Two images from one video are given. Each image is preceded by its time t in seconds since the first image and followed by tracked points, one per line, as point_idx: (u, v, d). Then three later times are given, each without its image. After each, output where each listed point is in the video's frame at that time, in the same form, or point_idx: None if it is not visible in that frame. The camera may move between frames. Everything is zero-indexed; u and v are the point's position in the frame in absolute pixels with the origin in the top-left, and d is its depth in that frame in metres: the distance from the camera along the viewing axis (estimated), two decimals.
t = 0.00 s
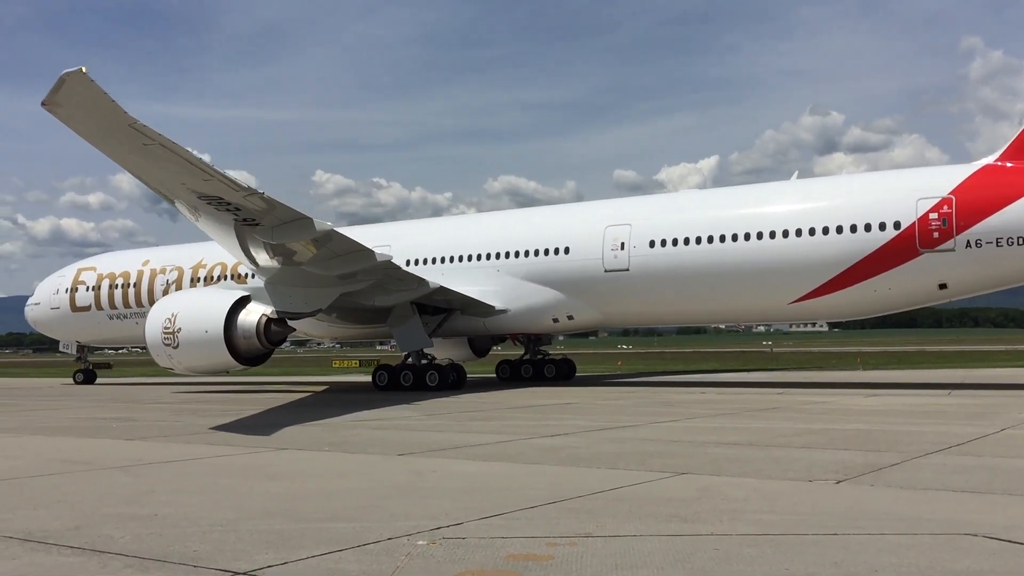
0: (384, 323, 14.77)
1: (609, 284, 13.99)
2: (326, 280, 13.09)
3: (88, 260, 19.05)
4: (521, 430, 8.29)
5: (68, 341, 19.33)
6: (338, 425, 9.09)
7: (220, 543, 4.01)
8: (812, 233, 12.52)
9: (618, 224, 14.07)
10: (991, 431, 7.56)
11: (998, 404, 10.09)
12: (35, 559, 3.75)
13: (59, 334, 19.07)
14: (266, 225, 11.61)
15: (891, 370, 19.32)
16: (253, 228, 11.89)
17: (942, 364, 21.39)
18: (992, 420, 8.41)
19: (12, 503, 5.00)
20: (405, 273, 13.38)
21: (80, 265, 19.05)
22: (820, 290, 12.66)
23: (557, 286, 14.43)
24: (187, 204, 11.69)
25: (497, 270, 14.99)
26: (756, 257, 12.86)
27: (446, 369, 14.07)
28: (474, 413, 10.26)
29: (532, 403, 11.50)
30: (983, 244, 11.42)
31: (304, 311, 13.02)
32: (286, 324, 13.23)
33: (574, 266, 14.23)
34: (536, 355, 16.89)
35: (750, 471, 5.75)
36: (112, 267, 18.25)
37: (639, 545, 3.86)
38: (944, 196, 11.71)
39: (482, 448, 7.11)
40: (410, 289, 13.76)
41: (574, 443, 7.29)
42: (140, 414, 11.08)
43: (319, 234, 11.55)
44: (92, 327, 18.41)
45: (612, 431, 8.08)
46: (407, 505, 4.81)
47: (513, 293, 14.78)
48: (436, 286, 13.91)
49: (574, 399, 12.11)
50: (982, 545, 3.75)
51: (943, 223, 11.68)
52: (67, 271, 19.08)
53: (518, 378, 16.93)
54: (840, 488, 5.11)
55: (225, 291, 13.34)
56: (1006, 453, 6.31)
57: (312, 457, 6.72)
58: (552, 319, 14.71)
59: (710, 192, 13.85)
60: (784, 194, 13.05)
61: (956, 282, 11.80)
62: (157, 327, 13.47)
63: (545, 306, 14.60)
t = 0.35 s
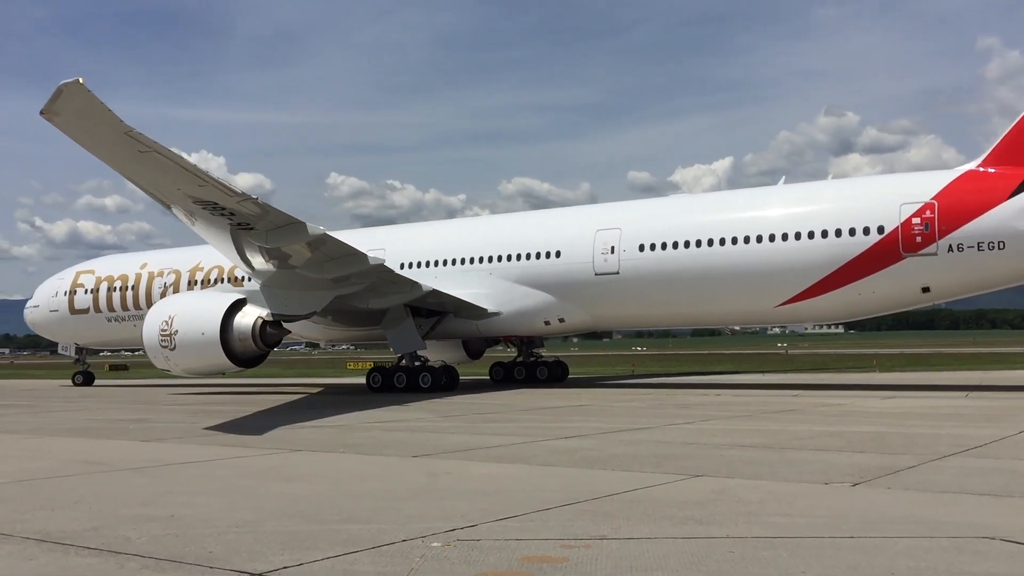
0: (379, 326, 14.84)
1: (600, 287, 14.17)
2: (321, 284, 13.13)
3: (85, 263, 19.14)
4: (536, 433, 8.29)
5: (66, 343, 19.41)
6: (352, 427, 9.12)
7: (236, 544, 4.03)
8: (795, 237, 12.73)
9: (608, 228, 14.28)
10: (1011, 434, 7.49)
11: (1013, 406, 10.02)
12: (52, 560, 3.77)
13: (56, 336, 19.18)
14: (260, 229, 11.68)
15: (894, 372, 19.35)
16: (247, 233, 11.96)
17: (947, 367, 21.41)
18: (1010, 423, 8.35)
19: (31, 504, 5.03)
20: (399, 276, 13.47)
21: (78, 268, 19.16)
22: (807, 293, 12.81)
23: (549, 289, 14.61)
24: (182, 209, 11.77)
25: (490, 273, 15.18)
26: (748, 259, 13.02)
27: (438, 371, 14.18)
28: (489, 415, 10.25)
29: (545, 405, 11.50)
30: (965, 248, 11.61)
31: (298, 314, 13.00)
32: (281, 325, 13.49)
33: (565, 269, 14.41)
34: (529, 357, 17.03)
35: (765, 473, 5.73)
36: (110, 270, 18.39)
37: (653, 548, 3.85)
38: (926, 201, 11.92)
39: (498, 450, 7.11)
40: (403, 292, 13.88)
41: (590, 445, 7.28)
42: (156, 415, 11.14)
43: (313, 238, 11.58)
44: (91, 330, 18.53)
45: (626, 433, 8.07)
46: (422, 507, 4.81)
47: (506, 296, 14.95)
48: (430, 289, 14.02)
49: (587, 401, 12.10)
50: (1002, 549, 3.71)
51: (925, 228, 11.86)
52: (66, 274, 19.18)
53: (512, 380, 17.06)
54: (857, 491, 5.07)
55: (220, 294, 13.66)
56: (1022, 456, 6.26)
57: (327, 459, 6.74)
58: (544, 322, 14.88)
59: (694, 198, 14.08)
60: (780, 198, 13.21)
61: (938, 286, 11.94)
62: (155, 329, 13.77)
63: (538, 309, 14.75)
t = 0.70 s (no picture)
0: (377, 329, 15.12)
1: (593, 291, 14.62)
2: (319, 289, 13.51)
3: (86, 269, 19.28)
4: (553, 435, 8.29)
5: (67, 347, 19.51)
6: (368, 430, 9.15)
7: (254, 547, 4.04)
8: (786, 242, 13.14)
9: (603, 234, 14.72)
10: None
11: None
12: (73, 563, 3.80)
13: (57, 340, 19.30)
14: (260, 236, 12.02)
15: (896, 374, 19.50)
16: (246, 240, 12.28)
17: (953, 368, 21.48)
18: None
19: (51, 507, 5.07)
20: (395, 280, 13.87)
21: (79, 273, 19.29)
22: (798, 295, 13.19)
23: (544, 293, 15.05)
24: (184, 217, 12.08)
25: (485, 278, 15.63)
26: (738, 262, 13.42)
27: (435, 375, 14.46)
28: (506, 418, 10.26)
29: (563, 407, 11.51)
30: (951, 253, 11.95)
31: (298, 318, 13.33)
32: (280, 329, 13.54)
33: (560, 274, 14.84)
34: (525, 361, 17.15)
35: (783, 477, 5.70)
36: (111, 275, 18.52)
37: (671, 552, 3.84)
38: (914, 207, 12.25)
39: (516, 453, 7.13)
40: (400, 296, 14.24)
41: (608, 448, 7.27)
42: (177, 418, 11.22)
43: (312, 243, 12.02)
44: (92, 335, 18.65)
45: (642, 436, 8.06)
46: (438, 510, 4.81)
47: (502, 300, 15.38)
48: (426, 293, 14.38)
49: (605, 403, 12.11)
50: None
51: (913, 233, 12.21)
52: (67, 279, 19.31)
53: (507, 384, 17.17)
54: (876, 494, 5.05)
55: (220, 298, 13.67)
56: None
57: (344, 462, 6.77)
58: (540, 325, 15.31)
59: (682, 205, 14.52)
60: (767, 202, 13.70)
61: (925, 290, 12.31)
62: (155, 333, 13.80)
63: (533, 313, 15.18)
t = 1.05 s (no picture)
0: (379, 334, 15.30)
1: (593, 296, 14.71)
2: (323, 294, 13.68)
3: (92, 275, 19.46)
4: (574, 439, 8.29)
5: (74, 353, 19.69)
6: (391, 434, 9.18)
7: (279, 551, 4.06)
8: (783, 247, 13.31)
9: (601, 240, 14.82)
10: None
11: None
12: (100, 567, 3.84)
13: (64, 345, 19.49)
14: (265, 243, 12.23)
15: (903, 376, 19.55)
16: (253, 246, 12.49)
17: (953, 369, 21.58)
18: None
19: (78, 511, 5.12)
20: (398, 287, 14.01)
21: (85, 279, 19.47)
22: (792, 300, 13.38)
23: (544, 298, 15.12)
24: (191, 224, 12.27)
25: (486, 283, 15.66)
26: (742, 266, 13.55)
27: (437, 378, 14.48)
28: (529, 422, 10.26)
29: (584, 411, 11.52)
30: (944, 257, 12.16)
31: (301, 323, 13.49)
32: (284, 336, 13.61)
33: (561, 279, 14.92)
34: (526, 364, 17.21)
35: (807, 480, 5.67)
36: (116, 281, 18.67)
37: (694, 555, 3.83)
38: (907, 211, 12.49)
39: (538, 457, 7.14)
40: (403, 302, 14.41)
41: (630, 452, 7.26)
42: (202, 423, 11.30)
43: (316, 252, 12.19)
44: (98, 341, 18.83)
45: (665, 440, 8.03)
46: (460, 514, 4.82)
47: (502, 305, 15.45)
48: (428, 299, 14.50)
49: (627, 407, 12.09)
50: None
51: (906, 237, 12.43)
52: (73, 286, 19.49)
53: (509, 388, 17.25)
54: (901, 497, 5.01)
55: (225, 305, 13.62)
56: None
57: (366, 466, 6.80)
58: (541, 329, 15.37)
59: (675, 211, 14.68)
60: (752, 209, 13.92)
61: (919, 294, 12.52)
62: (160, 339, 13.65)
63: (534, 317, 15.26)
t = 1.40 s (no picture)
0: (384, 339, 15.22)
1: (594, 300, 14.72)
2: (329, 300, 13.71)
3: (99, 282, 19.65)
4: (598, 442, 8.25)
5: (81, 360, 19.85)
6: (414, 438, 9.19)
7: (303, 554, 4.08)
8: (783, 251, 13.32)
9: (603, 245, 14.80)
10: None
11: None
12: (126, 571, 3.87)
13: (70, 352, 19.64)
14: (275, 250, 12.28)
15: (917, 377, 19.45)
16: (262, 253, 12.54)
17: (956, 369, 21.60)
18: None
19: (102, 516, 5.16)
20: (404, 291, 14.00)
21: (92, 287, 19.65)
22: (789, 304, 13.42)
23: (547, 302, 15.10)
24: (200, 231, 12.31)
25: (490, 288, 15.69)
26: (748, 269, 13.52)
27: (442, 382, 14.61)
28: (552, 425, 10.22)
29: (607, 414, 11.48)
30: (942, 260, 12.25)
31: (308, 329, 13.52)
32: (292, 341, 13.72)
33: (564, 283, 14.92)
34: (529, 368, 17.18)
35: (834, 482, 5.62)
36: (122, 288, 18.86)
37: (719, 559, 3.80)
38: (905, 215, 12.54)
39: (561, 460, 7.11)
40: (408, 307, 14.38)
41: (654, 455, 7.22)
42: (224, 427, 11.37)
43: (324, 258, 12.29)
44: (104, 348, 18.98)
45: (690, 443, 7.97)
46: (484, 518, 4.82)
47: (505, 309, 15.44)
48: (433, 304, 14.49)
49: (651, 410, 12.04)
50: None
51: (904, 241, 12.48)
52: (79, 293, 19.66)
53: (512, 392, 17.23)
54: (930, 499, 4.95)
55: (234, 311, 13.87)
56: None
57: (388, 470, 6.80)
58: (544, 333, 15.34)
59: (676, 215, 14.72)
60: (748, 214, 13.94)
61: (917, 296, 12.57)
62: (170, 345, 13.99)
63: (536, 321, 15.23)
